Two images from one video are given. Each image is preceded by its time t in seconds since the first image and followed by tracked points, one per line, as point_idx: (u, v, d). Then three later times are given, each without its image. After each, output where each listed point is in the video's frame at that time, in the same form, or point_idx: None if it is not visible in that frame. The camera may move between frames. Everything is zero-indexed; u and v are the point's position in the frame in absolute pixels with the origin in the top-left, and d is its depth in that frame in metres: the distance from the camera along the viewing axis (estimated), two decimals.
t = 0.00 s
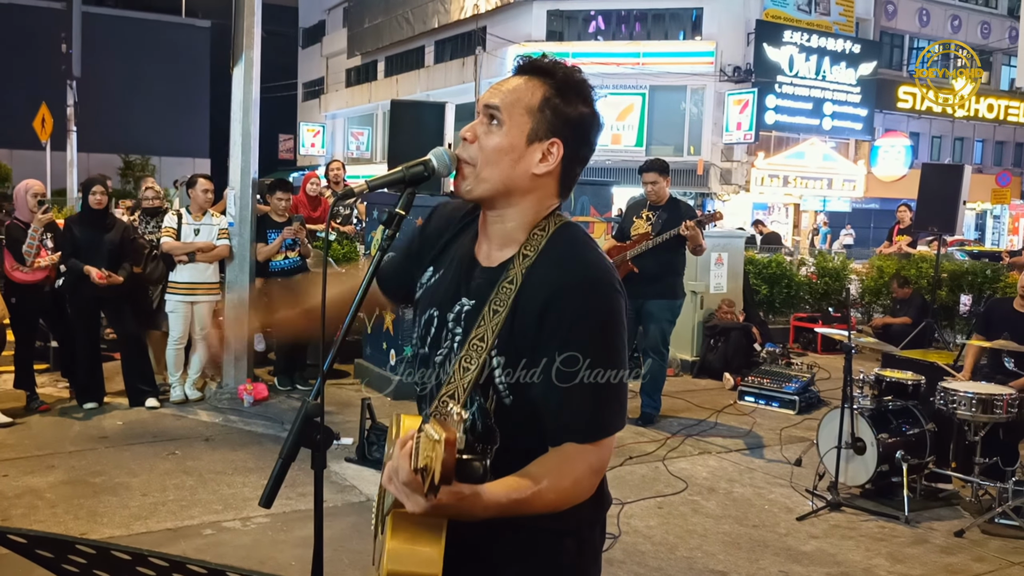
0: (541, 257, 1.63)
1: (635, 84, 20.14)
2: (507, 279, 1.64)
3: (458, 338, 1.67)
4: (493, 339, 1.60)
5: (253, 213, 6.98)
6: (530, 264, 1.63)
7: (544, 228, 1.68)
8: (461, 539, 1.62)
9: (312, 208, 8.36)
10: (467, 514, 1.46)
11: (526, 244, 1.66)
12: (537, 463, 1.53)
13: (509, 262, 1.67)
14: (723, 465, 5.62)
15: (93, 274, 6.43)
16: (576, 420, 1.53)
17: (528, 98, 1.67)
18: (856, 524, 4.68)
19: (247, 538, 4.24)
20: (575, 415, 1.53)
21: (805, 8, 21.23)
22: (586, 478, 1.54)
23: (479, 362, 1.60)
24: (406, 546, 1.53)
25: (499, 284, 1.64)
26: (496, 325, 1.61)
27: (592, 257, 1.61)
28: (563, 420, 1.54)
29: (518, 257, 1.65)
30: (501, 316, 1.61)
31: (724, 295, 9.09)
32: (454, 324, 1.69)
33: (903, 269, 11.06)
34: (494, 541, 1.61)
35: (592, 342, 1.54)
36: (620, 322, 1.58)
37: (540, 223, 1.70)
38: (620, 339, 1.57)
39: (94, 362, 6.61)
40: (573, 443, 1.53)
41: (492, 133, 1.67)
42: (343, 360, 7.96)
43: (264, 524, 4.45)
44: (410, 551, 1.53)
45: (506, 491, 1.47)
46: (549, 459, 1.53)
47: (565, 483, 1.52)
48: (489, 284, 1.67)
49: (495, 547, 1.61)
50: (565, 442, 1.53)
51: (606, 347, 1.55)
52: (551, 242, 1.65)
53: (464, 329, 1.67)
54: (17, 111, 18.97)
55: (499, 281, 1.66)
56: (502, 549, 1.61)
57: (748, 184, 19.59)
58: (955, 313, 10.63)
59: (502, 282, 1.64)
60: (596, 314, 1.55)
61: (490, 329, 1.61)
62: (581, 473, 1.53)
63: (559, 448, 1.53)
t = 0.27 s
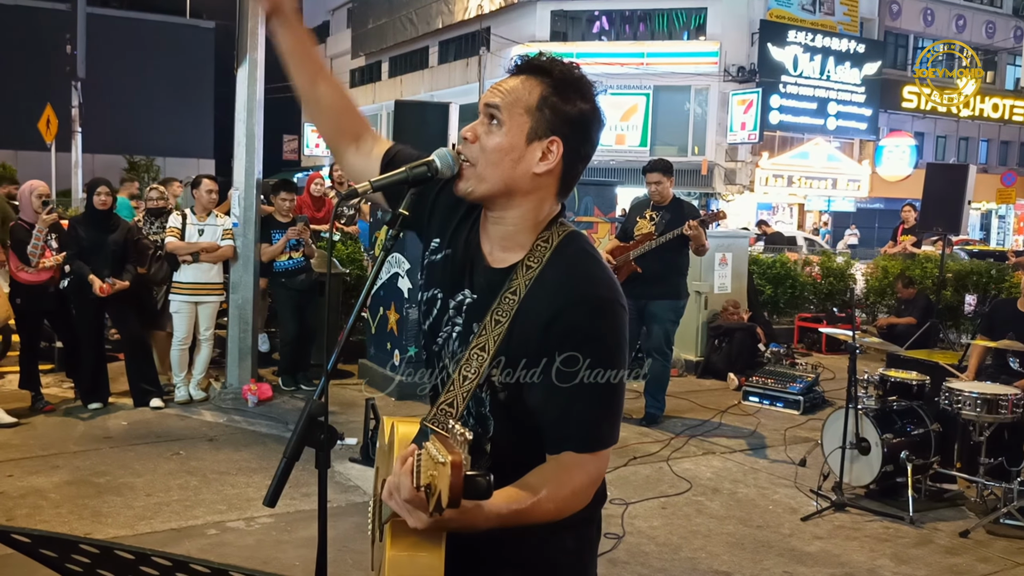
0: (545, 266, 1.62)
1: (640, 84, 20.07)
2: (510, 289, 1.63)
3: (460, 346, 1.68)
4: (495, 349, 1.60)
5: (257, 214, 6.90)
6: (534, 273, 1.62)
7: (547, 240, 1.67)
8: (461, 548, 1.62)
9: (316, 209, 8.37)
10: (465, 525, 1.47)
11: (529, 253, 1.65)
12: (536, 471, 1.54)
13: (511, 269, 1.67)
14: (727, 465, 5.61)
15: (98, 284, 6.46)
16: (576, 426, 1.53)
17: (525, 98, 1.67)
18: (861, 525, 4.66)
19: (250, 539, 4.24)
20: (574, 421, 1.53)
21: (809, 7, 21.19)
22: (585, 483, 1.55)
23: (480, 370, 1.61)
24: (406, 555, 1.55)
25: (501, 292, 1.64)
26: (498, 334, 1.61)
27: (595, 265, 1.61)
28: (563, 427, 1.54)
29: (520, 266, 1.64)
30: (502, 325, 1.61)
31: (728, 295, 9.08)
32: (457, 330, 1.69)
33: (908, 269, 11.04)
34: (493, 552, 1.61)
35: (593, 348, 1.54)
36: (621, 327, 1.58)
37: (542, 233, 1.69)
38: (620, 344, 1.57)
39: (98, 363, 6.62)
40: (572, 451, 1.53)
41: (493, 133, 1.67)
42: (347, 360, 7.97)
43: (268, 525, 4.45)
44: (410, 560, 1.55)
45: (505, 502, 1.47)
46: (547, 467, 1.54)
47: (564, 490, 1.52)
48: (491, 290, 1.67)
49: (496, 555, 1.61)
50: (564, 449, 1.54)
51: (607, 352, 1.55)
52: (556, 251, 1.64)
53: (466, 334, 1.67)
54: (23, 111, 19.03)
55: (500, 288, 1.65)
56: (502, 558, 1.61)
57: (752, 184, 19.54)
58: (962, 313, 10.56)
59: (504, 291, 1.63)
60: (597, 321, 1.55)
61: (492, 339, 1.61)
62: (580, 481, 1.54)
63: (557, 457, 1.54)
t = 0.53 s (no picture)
0: (548, 268, 1.62)
1: (642, 82, 20.01)
2: (512, 290, 1.62)
3: (462, 346, 1.67)
4: (496, 350, 1.60)
5: (259, 213, 6.89)
6: (537, 275, 1.62)
7: (551, 242, 1.67)
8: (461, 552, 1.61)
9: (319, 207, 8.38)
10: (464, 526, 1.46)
11: (533, 256, 1.65)
12: (536, 474, 1.54)
13: (515, 271, 1.66)
14: (730, 464, 5.61)
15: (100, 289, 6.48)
16: (575, 429, 1.53)
17: (526, 97, 1.66)
18: (864, 524, 4.66)
19: (253, 537, 4.25)
20: (574, 424, 1.53)
21: (812, 5, 21.17)
22: (585, 485, 1.54)
23: (482, 372, 1.61)
24: (406, 555, 1.54)
25: (504, 294, 1.63)
26: (500, 335, 1.60)
27: (597, 268, 1.61)
28: (563, 431, 1.53)
29: (524, 268, 1.64)
30: (505, 327, 1.61)
31: (731, 293, 9.07)
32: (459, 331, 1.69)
33: (911, 267, 11.04)
34: (490, 553, 1.61)
35: (593, 349, 1.53)
36: (623, 330, 1.58)
37: (546, 236, 1.68)
38: (622, 344, 1.57)
39: (101, 362, 6.63)
40: (572, 454, 1.53)
41: (494, 133, 1.67)
42: (350, 359, 7.96)
43: (270, 523, 4.45)
44: (410, 559, 1.54)
45: (504, 505, 1.47)
46: (546, 470, 1.53)
47: (562, 494, 1.52)
48: (493, 291, 1.67)
49: (497, 556, 1.61)
50: (563, 452, 1.53)
51: (609, 355, 1.54)
52: (559, 254, 1.64)
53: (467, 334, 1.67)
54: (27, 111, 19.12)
55: (503, 289, 1.65)
56: (501, 560, 1.60)
57: (754, 182, 19.51)
58: (964, 311, 10.58)
59: (507, 292, 1.63)
60: (599, 324, 1.55)
61: (494, 340, 1.60)
62: (579, 485, 1.53)
63: (557, 460, 1.53)
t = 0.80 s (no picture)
0: (548, 273, 1.62)
1: (640, 85, 20.06)
2: (512, 296, 1.63)
3: (463, 350, 1.68)
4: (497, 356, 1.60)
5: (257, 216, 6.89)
6: (538, 280, 1.62)
7: (552, 246, 1.67)
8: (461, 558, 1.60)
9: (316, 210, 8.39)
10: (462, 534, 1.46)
11: (533, 261, 1.65)
12: (535, 479, 1.54)
13: (515, 275, 1.66)
14: (728, 467, 5.61)
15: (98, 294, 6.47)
16: (574, 434, 1.52)
17: (526, 103, 1.67)
18: (862, 526, 4.65)
19: (251, 540, 4.24)
20: (573, 429, 1.52)
21: (810, 8, 21.20)
22: (584, 490, 1.54)
23: (481, 378, 1.61)
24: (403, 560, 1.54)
25: (505, 299, 1.64)
26: (501, 341, 1.61)
27: (598, 271, 1.61)
28: (562, 437, 1.53)
29: (524, 273, 1.64)
30: (505, 332, 1.61)
31: (728, 296, 9.08)
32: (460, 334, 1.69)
33: (908, 270, 11.05)
34: (490, 558, 1.61)
35: (592, 352, 1.52)
36: (623, 335, 1.57)
37: (546, 240, 1.68)
38: (624, 347, 1.56)
39: (99, 365, 6.62)
40: (570, 460, 1.53)
41: (493, 139, 1.67)
42: (348, 363, 7.96)
43: (268, 526, 4.45)
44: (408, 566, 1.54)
45: (500, 513, 1.47)
46: (544, 477, 1.53)
47: (560, 500, 1.52)
48: (494, 296, 1.67)
49: (496, 560, 1.61)
50: (562, 458, 1.53)
51: (609, 356, 1.53)
52: (558, 258, 1.64)
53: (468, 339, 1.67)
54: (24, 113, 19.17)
55: (503, 295, 1.65)
56: (500, 565, 1.61)
57: (752, 185, 19.53)
58: (962, 314, 10.59)
59: (508, 298, 1.63)
60: (599, 328, 1.54)
61: (495, 346, 1.61)
62: (576, 491, 1.53)
63: (556, 466, 1.53)
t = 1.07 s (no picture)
0: (549, 278, 1.62)
1: (641, 92, 20.02)
2: (514, 301, 1.63)
3: (463, 359, 1.67)
4: (500, 361, 1.60)
5: (259, 223, 6.90)
6: (539, 285, 1.62)
7: (551, 250, 1.67)
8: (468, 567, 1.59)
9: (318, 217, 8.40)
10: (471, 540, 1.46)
11: (534, 264, 1.66)
12: (540, 485, 1.54)
13: (516, 280, 1.67)
14: (730, 473, 5.59)
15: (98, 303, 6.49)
16: (578, 438, 1.52)
17: (524, 110, 1.68)
18: (864, 533, 4.64)
19: (252, 547, 4.24)
20: (577, 432, 1.53)
21: (810, 16, 21.43)
22: (589, 492, 1.54)
23: (485, 385, 1.60)
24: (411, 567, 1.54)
25: (506, 305, 1.64)
26: (504, 345, 1.61)
27: (601, 274, 1.61)
28: (566, 441, 1.53)
29: (524, 277, 1.65)
30: (508, 336, 1.61)
31: (730, 302, 9.08)
32: (462, 338, 1.69)
33: (910, 277, 11.05)
34: (493, 566, 1.60)
35: (593, 353, 1.53)
36: (626, 337, 1.57)
37: (546, 244, 1.69)
38: (628, 348, 1.56)
39: (100, 372, 6.64)
40: (574, 465, 1.53)
41: (491, 146, 1.68)
42: (350, 368, 7.94)
43: (270, 533, 4.45)
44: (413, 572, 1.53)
45: (507, 520, 1.47)
46: (550, 482, 1.53)
47: (566, 505, 1.52)
48: (496, 301, 1.67)
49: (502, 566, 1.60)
50: (566, 463, 1.53)
51: (612, 357, 1.54)
52: (559, 262, 1.64)
53: (469, 344, 1.67)
54: (28, 120, 19.42)
55: (505, 300, 1.65)
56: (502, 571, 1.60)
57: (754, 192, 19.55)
58: (964, 321, 10.59)
59: (509, 303, 1.64)
60: (601, 330, 1.55)
61: (497, 350, 1.61)
62: (580, 496, 1.53)
63: (561, 470, 1.54)
